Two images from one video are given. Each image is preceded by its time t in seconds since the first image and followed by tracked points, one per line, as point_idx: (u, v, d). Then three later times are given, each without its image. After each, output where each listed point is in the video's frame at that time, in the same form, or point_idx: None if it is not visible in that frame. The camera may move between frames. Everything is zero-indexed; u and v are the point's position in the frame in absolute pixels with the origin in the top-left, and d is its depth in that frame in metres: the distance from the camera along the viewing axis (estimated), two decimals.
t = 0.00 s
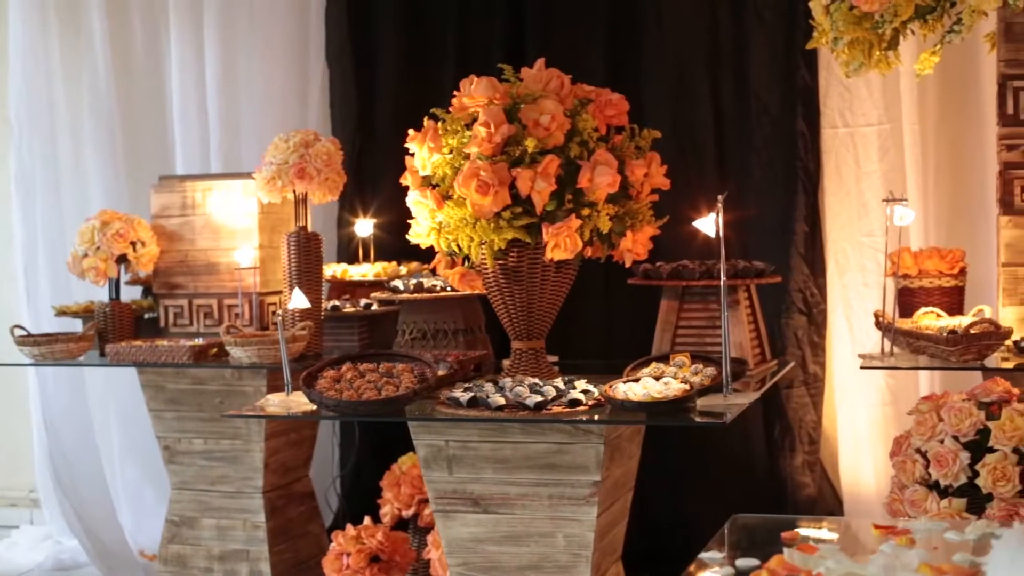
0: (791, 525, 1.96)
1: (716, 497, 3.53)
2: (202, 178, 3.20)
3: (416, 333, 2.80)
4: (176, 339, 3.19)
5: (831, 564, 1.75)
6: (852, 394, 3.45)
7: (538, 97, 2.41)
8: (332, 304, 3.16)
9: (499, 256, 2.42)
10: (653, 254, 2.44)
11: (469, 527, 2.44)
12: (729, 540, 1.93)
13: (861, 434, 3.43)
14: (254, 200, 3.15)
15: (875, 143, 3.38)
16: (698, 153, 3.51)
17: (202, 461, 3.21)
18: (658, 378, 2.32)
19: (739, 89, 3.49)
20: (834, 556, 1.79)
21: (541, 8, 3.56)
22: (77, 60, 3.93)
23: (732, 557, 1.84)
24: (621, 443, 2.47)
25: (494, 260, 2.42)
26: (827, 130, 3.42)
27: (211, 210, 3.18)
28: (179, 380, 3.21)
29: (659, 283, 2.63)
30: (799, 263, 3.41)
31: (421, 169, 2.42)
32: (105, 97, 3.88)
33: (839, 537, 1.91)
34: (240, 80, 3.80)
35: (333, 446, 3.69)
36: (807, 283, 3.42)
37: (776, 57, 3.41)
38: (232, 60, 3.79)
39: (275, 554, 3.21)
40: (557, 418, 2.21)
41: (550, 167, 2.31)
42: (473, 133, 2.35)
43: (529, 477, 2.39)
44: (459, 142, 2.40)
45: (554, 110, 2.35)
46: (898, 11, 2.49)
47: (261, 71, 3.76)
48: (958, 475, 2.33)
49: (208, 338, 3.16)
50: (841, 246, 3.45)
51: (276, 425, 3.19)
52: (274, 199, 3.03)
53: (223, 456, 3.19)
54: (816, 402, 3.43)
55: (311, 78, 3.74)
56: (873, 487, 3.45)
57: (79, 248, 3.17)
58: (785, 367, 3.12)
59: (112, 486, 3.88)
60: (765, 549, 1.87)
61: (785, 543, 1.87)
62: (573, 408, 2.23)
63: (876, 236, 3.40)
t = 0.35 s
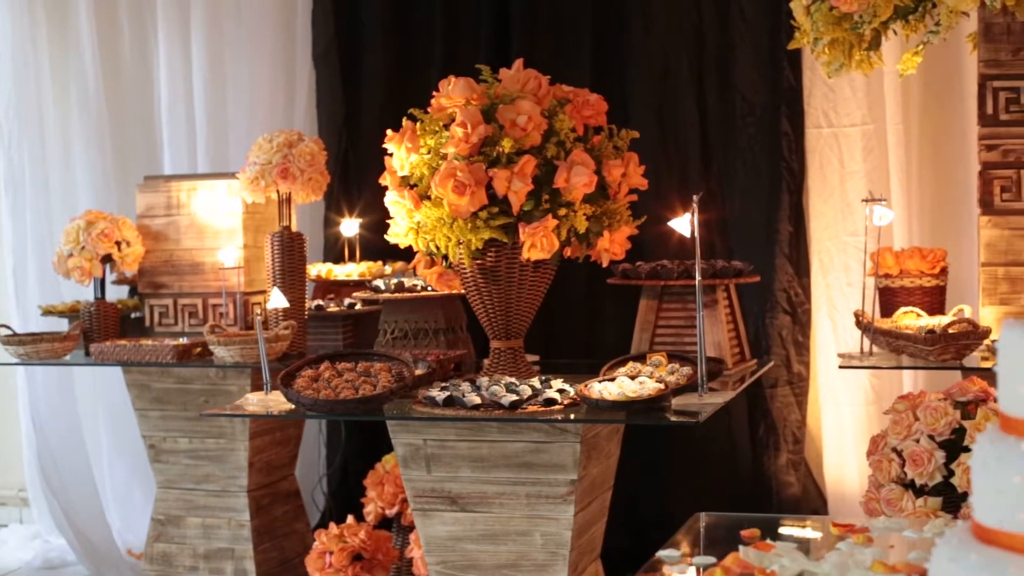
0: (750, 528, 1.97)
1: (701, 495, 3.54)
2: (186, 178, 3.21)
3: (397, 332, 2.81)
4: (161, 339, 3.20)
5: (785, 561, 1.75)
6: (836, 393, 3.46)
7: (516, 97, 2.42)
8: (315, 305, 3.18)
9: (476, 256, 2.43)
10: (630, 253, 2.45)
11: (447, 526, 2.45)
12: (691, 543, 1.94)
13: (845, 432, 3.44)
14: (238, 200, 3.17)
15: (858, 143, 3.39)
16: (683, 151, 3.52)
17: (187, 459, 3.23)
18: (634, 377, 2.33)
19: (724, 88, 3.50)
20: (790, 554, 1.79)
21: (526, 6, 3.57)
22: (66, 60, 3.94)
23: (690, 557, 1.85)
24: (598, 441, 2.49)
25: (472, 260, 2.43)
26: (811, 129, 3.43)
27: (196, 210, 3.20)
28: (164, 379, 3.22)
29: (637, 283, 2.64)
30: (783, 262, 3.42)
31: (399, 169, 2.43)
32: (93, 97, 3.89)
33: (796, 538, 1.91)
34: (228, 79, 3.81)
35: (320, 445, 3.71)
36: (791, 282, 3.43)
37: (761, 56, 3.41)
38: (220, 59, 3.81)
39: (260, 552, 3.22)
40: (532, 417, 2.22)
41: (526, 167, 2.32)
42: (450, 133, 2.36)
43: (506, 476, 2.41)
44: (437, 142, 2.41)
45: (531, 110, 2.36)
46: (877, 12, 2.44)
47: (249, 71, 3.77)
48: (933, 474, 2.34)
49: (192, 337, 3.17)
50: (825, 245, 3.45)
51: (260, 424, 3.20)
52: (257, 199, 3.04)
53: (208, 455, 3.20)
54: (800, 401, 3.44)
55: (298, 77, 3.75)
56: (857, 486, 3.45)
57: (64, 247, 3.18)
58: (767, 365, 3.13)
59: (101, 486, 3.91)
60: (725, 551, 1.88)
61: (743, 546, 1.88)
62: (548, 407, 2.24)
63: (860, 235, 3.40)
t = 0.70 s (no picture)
0: (720, 528, 2.00)
1: (691, 495, 3.55)
2: (177, 178, 3.22)
3: (384, 332, 2.82)
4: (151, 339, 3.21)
5: (753, 560, 1.76)
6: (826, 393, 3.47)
7: (501, 98, 2.42)
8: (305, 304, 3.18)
9: (461, 257, 2.43)
10: (615, 253, 2.46)
11: (432, 526, 2.46)
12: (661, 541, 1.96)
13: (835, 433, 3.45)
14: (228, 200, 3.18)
15: (848, 144, 3.39)
16: (673, 152, 3.53)
17: (177, 459, 3.23)
18: (617, 377, 2.34)
19: (715, 88, 3.50)
20: (757, 552, 1.80)
21: (517, 7, 3.58)
22: (60, 61, 3.95)
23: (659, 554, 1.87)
24: (583, 441, 2.49)
25: (457, 260, 2.43)
26: (801, 130, 3.44)
27: (186, 210, 3.21)
28: (154, 379, 3.23)
29: (623, 283, 2.65)
30: (773, 262, 3.42)
31: (384, 170, 2.44)
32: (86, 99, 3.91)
33: (765, 536, 1.94)
34: (220, 80, 3.82)
35: (311, 444, 3.72)
36: (780, 282, 3.43)
37: (751, 57, 3.42)
38: (213, 60, 3.82)
39: (250, 551, 3.23)
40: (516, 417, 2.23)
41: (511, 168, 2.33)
42: (435, 133, 2.37)
43: (490, 476, 2.41)
44: (422, 143, 2.41)
45: (515, 111, 2.36)
46: (864, 13, 2.44)
47: (242, 71, 3.78)
48: (916, 474, 2.34)
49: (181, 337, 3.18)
50: (815, 246, 3.46)
51: (250, 424, 3.21)
52: (247, 199, 3.05)
53: (198, 455, 3.21)
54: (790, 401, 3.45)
55: (290, 78, 3.76)
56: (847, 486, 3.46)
57: (55, 247, 3.19)
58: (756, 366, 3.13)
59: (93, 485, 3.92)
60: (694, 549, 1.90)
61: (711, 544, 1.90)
62: (532, 407, 2.25)
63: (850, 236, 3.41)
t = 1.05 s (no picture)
0: (680, 528, 2.03)
1: (675, 496, 3.55)
2: (162, 179, 3.24)
3: (365, 333, 2.83)
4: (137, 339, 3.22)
5: (707, 559, 1.80)
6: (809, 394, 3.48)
7: (479, 99, 2.44)
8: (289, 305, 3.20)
9: (439, 257, 2.45)
10: (591, 255, 2.47)
11: (410, 525, 2.47)
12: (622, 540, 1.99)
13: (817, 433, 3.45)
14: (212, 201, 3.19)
15: (832, 145, 3.41)
16: (658, 152, 3.54)
17: (161, 458, 3.25)
18: (592, 377, 2.35)
19: (699, 89, 3.50)
20: (713, 552, 1.84)
21: (503, 8, 3.59)
22: (48, 62, 3.97)
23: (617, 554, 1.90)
24: (561, 440, 2.51)
25: (435, 261, 2.45)
26: (785, 131, 3.45)
27: (170, 211, 3.22)
28: (139, 379, 3.24)
29: (602, 284, 2.66)
30: (755, 262, 3.43)
31: (362, 171, 2.45)
32: (74, 100, 3.92)
33: (724, 537, 1.98)
34: (207, 81, 3.83)
35: (297, 445, 3.73)
36: (763, 282, 3.44)
37: (735, 58, 3.43)
38: (199, 62, 3.83)
39: (234, 550, 3.24)
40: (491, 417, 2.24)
41: (487, 170, 2.34)
42: (412, 134, 2.39)
43: (467, 475, 2.43)
44: (399, 144, 2.42)
45: (493, 114, 2.37)
46: (842, 14, 2.42)
47: (228, 72, 3.80)
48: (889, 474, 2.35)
49: (166, 338, 3.19)
50: (797, 246, 3.47)
51: (234, 424, 3.22)
52: (230, 200, 3.07)
53: (182, 454, 3.22)
54: (773, 401, 3.45)
55: (276, 80, 3.78)
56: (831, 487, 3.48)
57: (41, 248, 3.21)
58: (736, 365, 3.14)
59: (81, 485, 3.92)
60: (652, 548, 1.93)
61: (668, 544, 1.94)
62: (506, 407, 2.26)
63: (833, 236, 3.42)
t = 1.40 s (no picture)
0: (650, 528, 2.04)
1: (664, 496, 3.55)
2: (151, 180, 3.25)
3: (353, 333, 2.84)
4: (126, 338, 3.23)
5: (675, 558, 1.82)
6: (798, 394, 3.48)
7: (462, 101, 2.44)
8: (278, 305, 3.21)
9: (423, 258, 2.46)
10: (575, 255, 2.47)
11: (395, 525, 2.47)
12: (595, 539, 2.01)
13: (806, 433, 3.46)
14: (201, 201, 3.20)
15: (820, 146, 3.42)
16: (647, 152, 3.54)
17: (151, 458, 3.25)
18: (575, 377, 2.36)
19: (688, 89, 3.51)
20: (681, 551, 1.85)
21: (492, 8, 3.59)
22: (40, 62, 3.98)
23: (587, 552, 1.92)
24: (545, 440, 2.51)
25: (419, 262, 2.45)
26: (773, 131, 3.46)
27: (159, 212, 3.23)
28: (128, 379, 3.25)
29: (586, 284, 2.67)
30: (744, 262, 3.44)
31: (346, 171, 2.46)
32: (64, 100, 3.93)
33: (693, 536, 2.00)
34: (197, 81, 3.84)
35: (288, 445, 3.74)
36: (752, 282, 3.45)
37: (723, 57, 3.43)
38: (190, 61, 3.84)
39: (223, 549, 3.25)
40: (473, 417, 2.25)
41: (471, 171, 2.36)
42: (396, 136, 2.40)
43: (452, 474, 2.43)
44: (383, 145, 2.43)
45: (476, 115, 2.39)
46: (826, 15, 2.37)
47: (219, 72, 3.81)
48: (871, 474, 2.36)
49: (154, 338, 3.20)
50: (785, 246, 3.48)
51: (223, 424, 3.23)
52: (219, 201, 3.08)
53: (171, 454, 3.23)
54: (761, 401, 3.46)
55: (267, 79, 3.79)
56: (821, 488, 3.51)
57: (30, 248, 3.22)
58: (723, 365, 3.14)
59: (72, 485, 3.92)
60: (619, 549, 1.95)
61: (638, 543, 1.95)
62: (488, 407, 2.27)
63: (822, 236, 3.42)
